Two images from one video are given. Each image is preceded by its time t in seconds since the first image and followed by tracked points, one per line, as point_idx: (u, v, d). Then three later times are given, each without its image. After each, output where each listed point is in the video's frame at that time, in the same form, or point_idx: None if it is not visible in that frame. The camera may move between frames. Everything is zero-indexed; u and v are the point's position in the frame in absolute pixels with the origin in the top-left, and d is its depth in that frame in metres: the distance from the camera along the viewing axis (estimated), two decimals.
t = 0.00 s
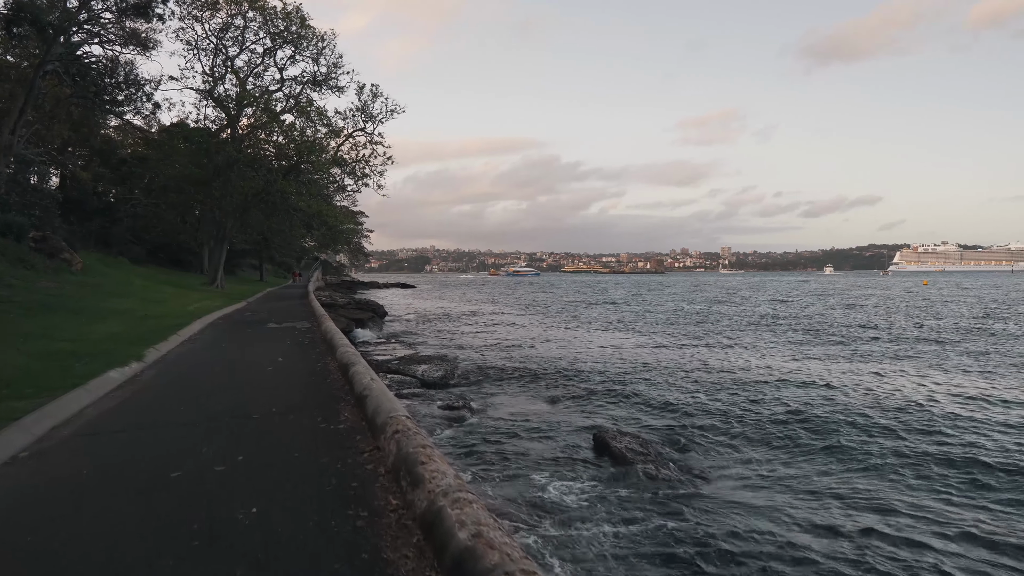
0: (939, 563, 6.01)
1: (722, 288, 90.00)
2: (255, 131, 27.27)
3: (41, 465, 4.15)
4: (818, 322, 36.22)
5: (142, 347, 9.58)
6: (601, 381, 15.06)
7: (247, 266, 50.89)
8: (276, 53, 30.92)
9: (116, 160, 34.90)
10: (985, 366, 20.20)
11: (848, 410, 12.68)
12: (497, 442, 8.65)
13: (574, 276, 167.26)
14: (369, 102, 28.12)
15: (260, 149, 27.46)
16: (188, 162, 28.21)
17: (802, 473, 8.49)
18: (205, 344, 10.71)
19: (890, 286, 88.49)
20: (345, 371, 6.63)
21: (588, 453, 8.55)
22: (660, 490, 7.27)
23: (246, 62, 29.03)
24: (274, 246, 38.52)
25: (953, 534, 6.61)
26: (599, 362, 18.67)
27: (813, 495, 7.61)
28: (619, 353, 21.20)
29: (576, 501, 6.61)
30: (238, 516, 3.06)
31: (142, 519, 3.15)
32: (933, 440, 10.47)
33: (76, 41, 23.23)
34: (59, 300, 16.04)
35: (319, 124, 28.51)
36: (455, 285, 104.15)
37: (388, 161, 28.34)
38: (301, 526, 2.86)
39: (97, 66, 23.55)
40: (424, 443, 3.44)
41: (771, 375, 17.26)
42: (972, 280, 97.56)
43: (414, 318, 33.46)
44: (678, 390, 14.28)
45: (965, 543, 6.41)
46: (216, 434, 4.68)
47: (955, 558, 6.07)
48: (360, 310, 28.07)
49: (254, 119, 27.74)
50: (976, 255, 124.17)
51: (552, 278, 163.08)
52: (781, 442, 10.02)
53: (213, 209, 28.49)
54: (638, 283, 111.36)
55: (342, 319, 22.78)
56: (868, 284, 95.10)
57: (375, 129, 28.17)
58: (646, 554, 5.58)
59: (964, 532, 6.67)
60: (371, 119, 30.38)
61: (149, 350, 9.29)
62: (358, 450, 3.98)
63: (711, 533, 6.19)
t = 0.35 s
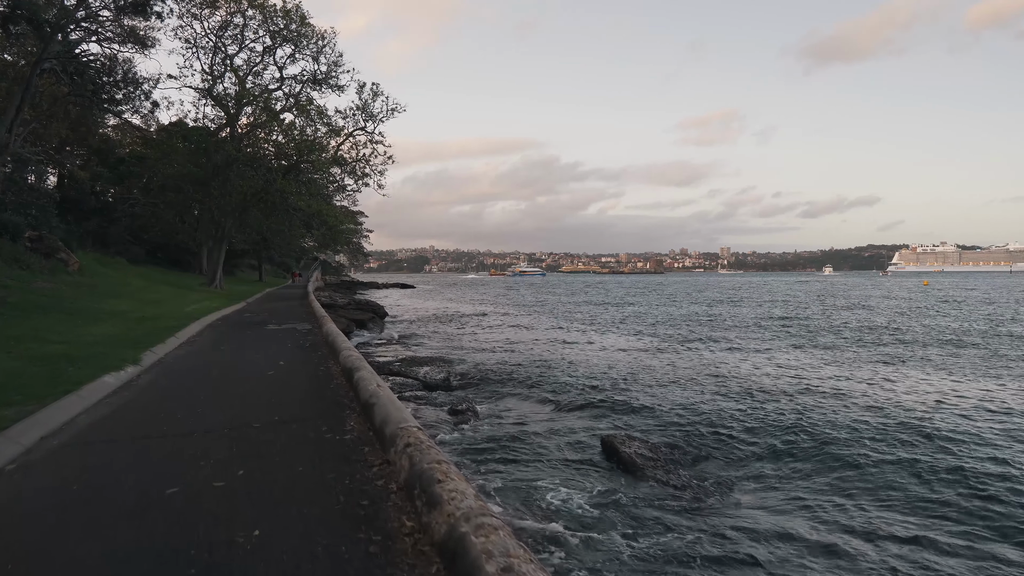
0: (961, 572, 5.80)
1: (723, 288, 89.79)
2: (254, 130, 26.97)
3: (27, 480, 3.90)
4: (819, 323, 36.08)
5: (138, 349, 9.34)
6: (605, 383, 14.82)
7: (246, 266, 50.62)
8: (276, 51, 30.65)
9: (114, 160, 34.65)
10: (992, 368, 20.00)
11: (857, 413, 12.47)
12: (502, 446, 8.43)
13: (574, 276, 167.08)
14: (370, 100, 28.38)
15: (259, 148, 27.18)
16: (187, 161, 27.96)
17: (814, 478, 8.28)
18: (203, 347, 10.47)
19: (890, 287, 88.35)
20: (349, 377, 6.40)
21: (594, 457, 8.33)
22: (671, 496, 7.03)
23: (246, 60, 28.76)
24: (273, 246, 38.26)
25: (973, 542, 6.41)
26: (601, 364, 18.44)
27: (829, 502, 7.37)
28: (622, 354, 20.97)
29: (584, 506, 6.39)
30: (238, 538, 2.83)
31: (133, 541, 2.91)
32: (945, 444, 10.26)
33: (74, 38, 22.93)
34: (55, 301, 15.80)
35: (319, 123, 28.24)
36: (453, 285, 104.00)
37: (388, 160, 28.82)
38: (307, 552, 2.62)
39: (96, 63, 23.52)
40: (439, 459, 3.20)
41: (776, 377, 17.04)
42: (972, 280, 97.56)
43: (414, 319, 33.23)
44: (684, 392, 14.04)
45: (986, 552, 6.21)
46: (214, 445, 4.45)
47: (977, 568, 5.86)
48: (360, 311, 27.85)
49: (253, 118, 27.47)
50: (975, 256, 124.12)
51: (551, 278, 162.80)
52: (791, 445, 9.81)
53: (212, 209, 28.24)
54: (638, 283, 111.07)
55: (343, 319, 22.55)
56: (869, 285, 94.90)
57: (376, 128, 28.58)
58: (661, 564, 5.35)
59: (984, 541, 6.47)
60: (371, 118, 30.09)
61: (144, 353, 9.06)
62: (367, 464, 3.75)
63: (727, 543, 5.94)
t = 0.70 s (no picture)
0: None
1: (723, 288, 89.68)
2: (254, 128, 26.71)
3: (11, 488, 3.65)
4: (822, 323, 35.89)
5: (134, 349, 9.11)
6: (610, 384, 14.59)
7: (246, 266, 50.44)
8: (275, 49, 30.44)
9: (113, 159, 34.39)
10: (999, 368, 19.80)
11: (867, 414, 12.25)
12: (508, 448, 8.20)
13: (574, 277, 166.82)
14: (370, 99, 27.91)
15: (258, 146, 26.94)
16: (186, 160, 27.72)
17: (828, 479, 8.07)
18: (201, 347, 10.23)
19: (891, 287, 88.10)
20: (352, 378, 6.15)
21: (602, 459, 8.13)
22: (685, 500, 6.79)
23: (245, 59, 28.55)
24: (273, 245, 38.02)
25: (998, 547, 6.18)
26: (605, 364, 18.22)
27: (848, 505, 7.13)
28: (625, 355, 20.75)
29: (595, 507, 6.19)
30: (238, 556, 2.59)
31: (120, 557, 2.66)
32: (959, 445, 10.06)
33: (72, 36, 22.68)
34: (51, 300, 15.56)
35: (319, 121, 27.99)
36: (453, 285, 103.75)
37: (387, 160, 28.42)
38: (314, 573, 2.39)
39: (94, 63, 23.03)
40: (456, 469, 2.98)
41: (782, 377, 16.82)
42: (972, 280, 97.38)
43: (415, 319, 32.98)
44: (690, 393, 13.83)
45: (1012, 555, 6.00)
46: (212, 451, 4.20)
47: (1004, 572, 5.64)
48: (361, 311, 27.60)
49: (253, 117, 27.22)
50: (975, 255, 124.16)
51: (551, 279, 162.56)
52: (803, 445, 9.59)
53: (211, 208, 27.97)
54: (639, 284, 110.84)
55: (343, 319, 22.34)
56: (868, 285, 94.66)
57: (375, 127, 28.20)
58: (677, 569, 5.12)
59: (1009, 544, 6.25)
60: (372, 117, 29.86)
61: (141, 353, 8.83)
62: (375, 472, 3.52)
63: (744, 548, 5.72)
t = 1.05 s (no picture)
0: None
1: (726, 287, 89.36)
2: (255, 126, 26.44)
3: None
4: (827, 322, 35.64)
5: (133, 350, 8.92)
6: (617, 385, 14.34)
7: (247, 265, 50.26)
8: (277, 47, 30.21)
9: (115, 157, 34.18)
10: (1010, 367, 19.52)
11: (880, 415, 12.02)
12: (516, 449, 7.99)
13: (575, 276, 166.46)
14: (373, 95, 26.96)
15: (259, 144, 26.71)
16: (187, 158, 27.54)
17: (845, 479, 7.85)
18: (201, 348, 10.01)
19: (895, 286, 87.49)
20: (358, 382, 5.93)
21: (612, 461, 7.93)
22: (699, 502, 6.58)
23: (246, 56, 28.31)
24: (275, 245, 37.81)
25: None
26: (611, 364, 18.01)
27: (871, 508, 6.85)
28: (631, 354, 20.52)
29: (608, 509, 5.99)
30: None
31: None
32: (976, 445, 9.82)
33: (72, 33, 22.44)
34: (51, 299, 15.39)
35: (321, 118, 27.70)
36: (455, 285, 103.50)
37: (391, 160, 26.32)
38: None
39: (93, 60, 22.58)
40: (476, 484, 2.76)
41: (791, 377, 16.58)
42: (976, 279, 96.89)
43: (418, 318, 32.74)
44: (699, 394, 13.59)
45: None
46: (211, 461, 3.97)
47: None
48: (363, 310, 27.38)
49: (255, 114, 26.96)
50: (979, 254, 123.64)
51: (553, 278, 162.17)
52: (817, 446, 9.38)
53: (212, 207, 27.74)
54: (641, 283, 110.47)
55: (345, 318, 22.14)
56: (871, 284, 94.22)
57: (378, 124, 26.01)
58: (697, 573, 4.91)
59: None
60: (374, 114, 29.55)
61: (140, 354, 8.62)
62: (385, 485, 3.29)
63: (764, 553, 5.51)
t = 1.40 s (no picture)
0: None
1: (725, 288, 89.32)
2: (253, 125, 26.18)
3: None
4: (829, 323, 35.47)
5: (128, 352, 8.67)
6: (621, 387, 14.12)
7: (245, 265, 49.97)
8: (277, 45, 29.94)
9: (112, 156, 33.85)
10: (1017, 369, 19.33)
11: (890, 422, 11.82)
12: (522, 456, 7.78)
13: (574, 276, 166.32)
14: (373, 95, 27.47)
15: (258, 143, 26.44)
16: (185, 157, 27.27)
17: (862, 490, 7.65)
18: (199, 351, 9.76)
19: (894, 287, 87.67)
20: (362, 388, 5.70)
21: (621, 466, 7.72)
22: (713, 512, 6.38)
23: (246, 55, 28.03)
24: (273, 245, 37.54)
25: None
26: (615, 366, 17.81)
27: (891, 522, 6.68)
28: (634, 356, 20.31)
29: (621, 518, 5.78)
30: None
31: None
32: (991, 456, 9.64)
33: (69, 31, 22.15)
34: (46, 300, 15.11)
35: (321, 117, 27.44)
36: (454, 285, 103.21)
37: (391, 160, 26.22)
38: None
39: (90, 58, 22.37)
40: (498, 507, 2.53)
41: (797, 380, 16.39)
42: (975, 280, 96.96)
43: (418, 319, 32.47)
44: (704, 397, 13.36)
45: None
46: (208, 474, 3.73)
47: None
48: (363, 311, 27.14)
49: (254, 113, 26.68)
50: (977, 256, 123.84)
51: (551, 278, 161.93)
52: (830, 456, 9.16)
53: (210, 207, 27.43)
54: (640, 284, 110.22)
55: (345, 319, 21.89)
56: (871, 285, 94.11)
57: (379, 124, 25.65)
58: None
59: None
60: (374, 114, 29.30)
61: (136, 356, 8.38)
62: (397, 504, 3.06)
63: (784, 566, 5.32)
